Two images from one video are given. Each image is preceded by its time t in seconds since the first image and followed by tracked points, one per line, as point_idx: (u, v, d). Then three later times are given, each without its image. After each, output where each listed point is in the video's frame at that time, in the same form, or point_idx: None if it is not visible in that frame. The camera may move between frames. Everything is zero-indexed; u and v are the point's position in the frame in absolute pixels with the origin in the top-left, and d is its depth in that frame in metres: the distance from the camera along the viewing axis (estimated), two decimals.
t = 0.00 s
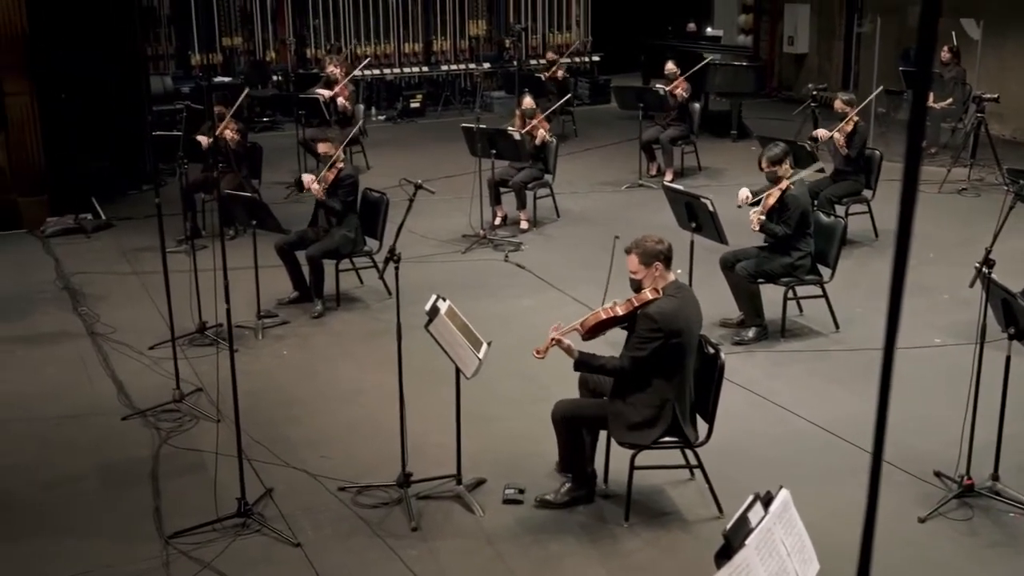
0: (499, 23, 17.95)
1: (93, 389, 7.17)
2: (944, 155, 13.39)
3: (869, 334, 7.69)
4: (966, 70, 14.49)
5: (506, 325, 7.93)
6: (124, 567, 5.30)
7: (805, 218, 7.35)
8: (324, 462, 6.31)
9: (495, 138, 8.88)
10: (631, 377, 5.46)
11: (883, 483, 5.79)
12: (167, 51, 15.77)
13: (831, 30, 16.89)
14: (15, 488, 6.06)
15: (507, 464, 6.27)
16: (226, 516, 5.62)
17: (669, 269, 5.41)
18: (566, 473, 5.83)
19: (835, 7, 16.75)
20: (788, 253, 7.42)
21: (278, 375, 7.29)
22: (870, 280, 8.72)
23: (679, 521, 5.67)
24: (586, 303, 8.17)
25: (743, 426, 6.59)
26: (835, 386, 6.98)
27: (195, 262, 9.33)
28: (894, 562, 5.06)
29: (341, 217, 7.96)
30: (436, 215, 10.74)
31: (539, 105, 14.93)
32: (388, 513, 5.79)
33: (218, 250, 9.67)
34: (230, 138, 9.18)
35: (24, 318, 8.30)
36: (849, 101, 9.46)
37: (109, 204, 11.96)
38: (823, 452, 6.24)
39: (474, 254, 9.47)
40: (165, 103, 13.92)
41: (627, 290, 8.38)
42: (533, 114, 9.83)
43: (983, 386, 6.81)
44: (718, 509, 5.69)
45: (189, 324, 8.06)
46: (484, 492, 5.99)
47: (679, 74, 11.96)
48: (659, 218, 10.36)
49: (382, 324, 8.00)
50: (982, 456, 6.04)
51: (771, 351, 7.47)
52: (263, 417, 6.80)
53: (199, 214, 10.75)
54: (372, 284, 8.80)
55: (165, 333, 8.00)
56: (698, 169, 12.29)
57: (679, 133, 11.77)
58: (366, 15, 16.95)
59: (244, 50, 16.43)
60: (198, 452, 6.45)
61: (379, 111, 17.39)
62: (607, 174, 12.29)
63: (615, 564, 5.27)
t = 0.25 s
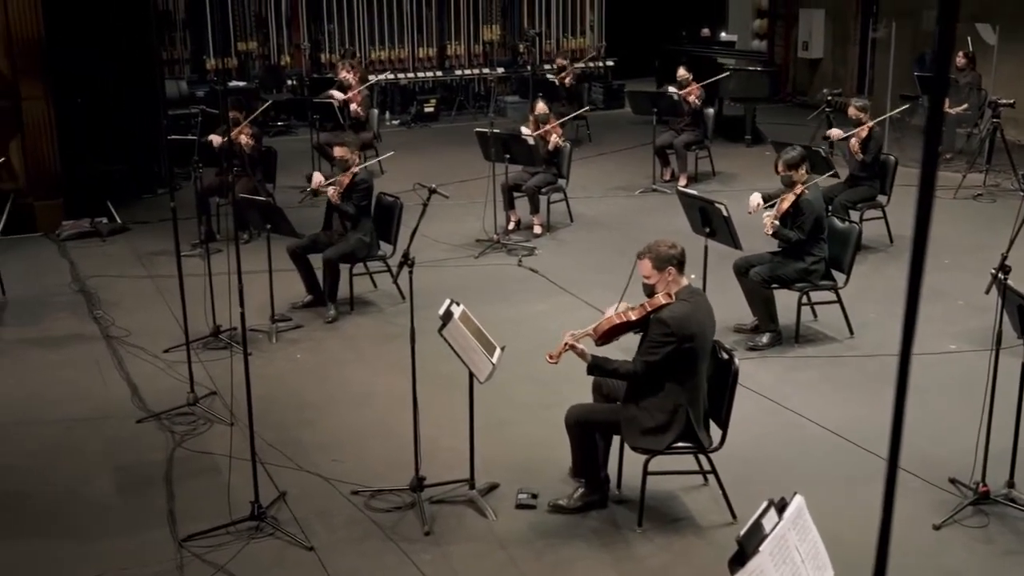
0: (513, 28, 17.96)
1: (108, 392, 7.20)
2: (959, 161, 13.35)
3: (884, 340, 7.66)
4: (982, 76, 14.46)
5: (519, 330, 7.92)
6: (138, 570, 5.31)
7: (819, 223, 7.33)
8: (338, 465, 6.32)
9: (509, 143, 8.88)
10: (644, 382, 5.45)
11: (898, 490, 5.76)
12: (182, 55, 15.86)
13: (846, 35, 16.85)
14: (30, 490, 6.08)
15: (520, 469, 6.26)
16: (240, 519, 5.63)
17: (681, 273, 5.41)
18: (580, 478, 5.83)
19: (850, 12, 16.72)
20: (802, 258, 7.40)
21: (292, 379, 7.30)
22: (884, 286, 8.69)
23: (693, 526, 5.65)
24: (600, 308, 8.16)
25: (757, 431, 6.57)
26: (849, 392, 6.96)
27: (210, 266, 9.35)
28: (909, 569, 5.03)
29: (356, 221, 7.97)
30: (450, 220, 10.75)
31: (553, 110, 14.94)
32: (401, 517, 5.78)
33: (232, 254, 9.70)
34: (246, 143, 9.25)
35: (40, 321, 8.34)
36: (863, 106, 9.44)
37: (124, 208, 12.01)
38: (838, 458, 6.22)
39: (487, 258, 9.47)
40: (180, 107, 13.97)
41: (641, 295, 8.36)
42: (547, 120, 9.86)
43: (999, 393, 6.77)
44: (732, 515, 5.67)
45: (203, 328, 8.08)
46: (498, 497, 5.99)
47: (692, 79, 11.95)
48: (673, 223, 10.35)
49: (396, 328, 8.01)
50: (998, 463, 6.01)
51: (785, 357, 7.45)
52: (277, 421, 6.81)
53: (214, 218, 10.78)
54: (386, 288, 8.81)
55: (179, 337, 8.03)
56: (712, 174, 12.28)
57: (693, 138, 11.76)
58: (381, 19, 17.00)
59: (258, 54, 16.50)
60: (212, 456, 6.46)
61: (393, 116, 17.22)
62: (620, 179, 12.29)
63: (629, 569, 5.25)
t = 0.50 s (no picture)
0: (527, 31, 17.98)
1: (122, 393, 7.22)
2: (974, 165, 13.30)
3: (898, 344, 7.64)
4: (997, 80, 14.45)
5: (532, 333, 7.92)
6: (152, 571, 5.33)
7: (834, 226, 7.30)
8: (351, 468, 6.32)
9: (523, 147, 8.89)
10: (657, 386, 5.44)
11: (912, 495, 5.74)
12: (197, 58, 15.92)
13: (860, 38, 16.82)
14: (45, 491, 6.11)
15: (533, 472, 6.26)
16: (253, 521, 5.64)
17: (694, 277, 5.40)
18: (592, 481, 5.82)
19: (865, 16, 16.69)
20: (816, 261, 7.37)
21: (305, 381, 7.31)
22: (898, 291, 8.66)
23: (706, 531, 5.64)
24: (613, 312, 8.15)
25: (770, 436, 6.55)
26: (863, 397, 6.94)
27: (224, 269, 9.38)
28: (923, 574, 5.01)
29: (370, 223, 7.97)
30: (464, 223, 10.76)
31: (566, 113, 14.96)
32: (414, 520, 5.79)
33: (246, 256, 9.72)
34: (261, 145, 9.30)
35: (54, 322, 8.37)
36: (880, 109, 9.41)
37: (138, 210, 12.05)
38: (851, 463, 6.20)
39: (501, 261, 9.47)
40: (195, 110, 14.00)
41: (655, 299, 8.36)
42: (560, 122, 9.83)
43: (1013, 398, 6.74)
44: (745, 519, 5.66)
45: (217, 330, 8.11)
46: (510, 500, 5.99)
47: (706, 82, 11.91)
48: (686, 227, 10.34)
49: (409, 331, 8.02)
50: (1012, 469, 5.99)
51: (798, 361, 7.43)
52: (290, 423, 6.82)
53: (228, 221, 10.81)
54: (399, 291, 8.82)
55: (193, 339, 8.05)
56: (725, 178, 12.27)
57: (707, 141, 11.74)
58: (395, 22, 17.05)
59: (273, 57, 16.56)
60: (225, 457, 6.47)
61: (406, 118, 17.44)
62: (634, 182, 12.29)
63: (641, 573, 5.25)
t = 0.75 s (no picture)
0: (544, 34, 17.99)
1: (140, 395, 7.24)
2: (993, 170, 13.24)
3: (915, 350, 7.61)
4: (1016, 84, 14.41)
5: (549, 337, 7.92)
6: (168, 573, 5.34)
7: (852, 231, 7.29)
8: (367, 471, 6.33)
9: (539, 150, 8.89)
10: (674, 390, 5.43)
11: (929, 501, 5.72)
12: (215, 61, 15.97)
13: (878, 42, 16.77)
14: (63, 492, 6.13)
15: (549, 476, 6.25)
16: (269, 523, 5.65)
17: (712, 282, 5.39)
18: (608, 486, 5.81)
19: (883, 19, 16.64)
20: (835, 266, 7.38)
21: (321, 383, 7.32)
22: (916, 295, 8.63)
23: (723, 535, 5.62)
24: (630, 316, 8.14)
25: (787, 440, 6.54)
26: (880, 402, 6.91)
27: (241, 271, 9.41)
28: None
29: (387, 227, 8.00)
30: (481, 226, 10.77)
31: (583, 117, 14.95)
32: (429, 523, 5.79)
33: (263, 259, 9.75)
34: (278, 148, 9.27)
35: (72, 324, 8.41)
36: (898, 112, 9.27)
37: (156, 213, 12.10)
38: (867, 468, 6.18)
39: (518, 265, 9.47)
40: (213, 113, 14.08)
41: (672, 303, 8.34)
42: (575, 127, 9.84)
43: None
44: (762, 524, 5.64)
45: (234, 332, 8.12)
46: (526, 504, 5.98)
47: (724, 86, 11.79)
48: (702, 231, 10.33)
49: (425, 334, 8.02)
50: None
51: (816, 366, 7.41)
52: (306, 425, 6.83)
53: (245, 223, 10.84)
54: (415, 294, 8.83)
55: (210, 341, 8.07)
56: (742, 182, 12.24)
57: (724, 145, 11.72)
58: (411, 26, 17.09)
59: (290, 60, 16.62)
60: (241, 460, 6.49)
61: (422, 121, 17.44)
62: (650, 186, 12.28)
63: None
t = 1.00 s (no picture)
0: (563, 39, 18.03)
1: (160, 398, 7.27)
2: (1014, 176, 13.18)
3: (935, 356, 7.57)
4: None
5: (568, 341, 7.91)
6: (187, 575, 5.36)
7: (871, 237, 7.26)
8: (386, 474, 6.33)
9: (558, 155, 8.90)
10: (693, 396, 5.42)
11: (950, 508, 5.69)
12: (236, 65, 15.98)
13: (899, 47, 16.72)
14: (83, 494, 6.16)
15: (567, 481, 6.25)
16: (288, 526, 5.66)
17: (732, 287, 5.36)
18: (627, 491, 5.80)
19: (904, 25, 16.60)
20: (854, 272, 7.33)
21: (340, 387, 7.34)
22: (936, 302, 8.59)
23: (741, 542, 5.61)
24: (649, 321, 8.13)
25: (806, 446, 6.52)
26: (900, 409, 6.88)
27: (261, 274, 9.44)
28: None
29: (406, 231, 8.00)
30: (499, 231, 10.77)
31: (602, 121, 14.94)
32: (447, 527, 5.79)
33: (283, 262, 9.78)
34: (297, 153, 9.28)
35: (93, 327, 8.45)
36: (919, 118, 9.32)
37: (176, 216, 12.16)
38: (887, 475, 6.15)
39: (536, 269, 9.47)
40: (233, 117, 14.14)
41: (691, 308, 8.33)
42: (592, 134, 9.82)
43: None
44: (781, 531, 5.62)
45: (254, 335, 8.15)
46: (545, 508, 5.98)
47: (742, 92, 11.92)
48: (722, 236, 10.31)
49: (444, 339, 8.03)
50: None
51: (835, 372, 7.38)
52: (325, 429, 6.85)
53: (264, 227, 10.88)
54: (434, 299, 8.84)
55: (230, 344, 8.10)
56: (761, 187, 12.21)
57: (743, 150, 11.70)
58: (432, 30, 17.13)
59: (310, 65, 16.48)
60: (260, 463, 6.50)
61: (442, 126, 17.34)
62: (669, 191, 12.26)
63: None
